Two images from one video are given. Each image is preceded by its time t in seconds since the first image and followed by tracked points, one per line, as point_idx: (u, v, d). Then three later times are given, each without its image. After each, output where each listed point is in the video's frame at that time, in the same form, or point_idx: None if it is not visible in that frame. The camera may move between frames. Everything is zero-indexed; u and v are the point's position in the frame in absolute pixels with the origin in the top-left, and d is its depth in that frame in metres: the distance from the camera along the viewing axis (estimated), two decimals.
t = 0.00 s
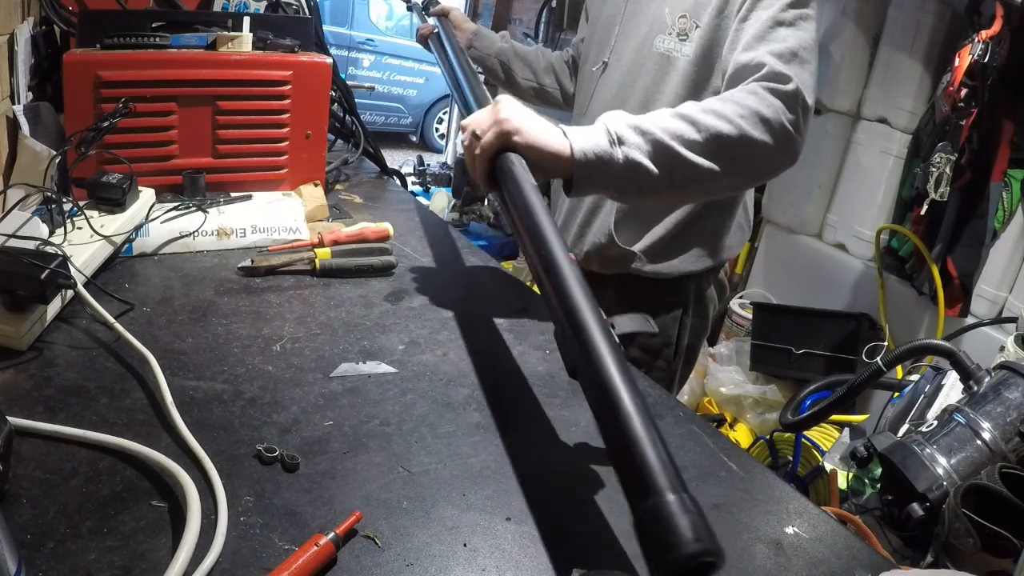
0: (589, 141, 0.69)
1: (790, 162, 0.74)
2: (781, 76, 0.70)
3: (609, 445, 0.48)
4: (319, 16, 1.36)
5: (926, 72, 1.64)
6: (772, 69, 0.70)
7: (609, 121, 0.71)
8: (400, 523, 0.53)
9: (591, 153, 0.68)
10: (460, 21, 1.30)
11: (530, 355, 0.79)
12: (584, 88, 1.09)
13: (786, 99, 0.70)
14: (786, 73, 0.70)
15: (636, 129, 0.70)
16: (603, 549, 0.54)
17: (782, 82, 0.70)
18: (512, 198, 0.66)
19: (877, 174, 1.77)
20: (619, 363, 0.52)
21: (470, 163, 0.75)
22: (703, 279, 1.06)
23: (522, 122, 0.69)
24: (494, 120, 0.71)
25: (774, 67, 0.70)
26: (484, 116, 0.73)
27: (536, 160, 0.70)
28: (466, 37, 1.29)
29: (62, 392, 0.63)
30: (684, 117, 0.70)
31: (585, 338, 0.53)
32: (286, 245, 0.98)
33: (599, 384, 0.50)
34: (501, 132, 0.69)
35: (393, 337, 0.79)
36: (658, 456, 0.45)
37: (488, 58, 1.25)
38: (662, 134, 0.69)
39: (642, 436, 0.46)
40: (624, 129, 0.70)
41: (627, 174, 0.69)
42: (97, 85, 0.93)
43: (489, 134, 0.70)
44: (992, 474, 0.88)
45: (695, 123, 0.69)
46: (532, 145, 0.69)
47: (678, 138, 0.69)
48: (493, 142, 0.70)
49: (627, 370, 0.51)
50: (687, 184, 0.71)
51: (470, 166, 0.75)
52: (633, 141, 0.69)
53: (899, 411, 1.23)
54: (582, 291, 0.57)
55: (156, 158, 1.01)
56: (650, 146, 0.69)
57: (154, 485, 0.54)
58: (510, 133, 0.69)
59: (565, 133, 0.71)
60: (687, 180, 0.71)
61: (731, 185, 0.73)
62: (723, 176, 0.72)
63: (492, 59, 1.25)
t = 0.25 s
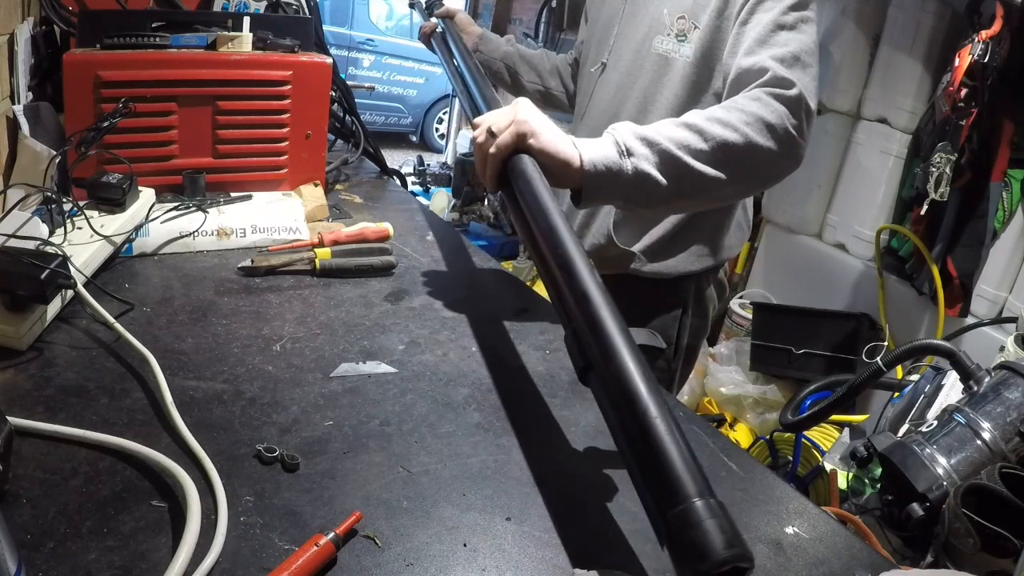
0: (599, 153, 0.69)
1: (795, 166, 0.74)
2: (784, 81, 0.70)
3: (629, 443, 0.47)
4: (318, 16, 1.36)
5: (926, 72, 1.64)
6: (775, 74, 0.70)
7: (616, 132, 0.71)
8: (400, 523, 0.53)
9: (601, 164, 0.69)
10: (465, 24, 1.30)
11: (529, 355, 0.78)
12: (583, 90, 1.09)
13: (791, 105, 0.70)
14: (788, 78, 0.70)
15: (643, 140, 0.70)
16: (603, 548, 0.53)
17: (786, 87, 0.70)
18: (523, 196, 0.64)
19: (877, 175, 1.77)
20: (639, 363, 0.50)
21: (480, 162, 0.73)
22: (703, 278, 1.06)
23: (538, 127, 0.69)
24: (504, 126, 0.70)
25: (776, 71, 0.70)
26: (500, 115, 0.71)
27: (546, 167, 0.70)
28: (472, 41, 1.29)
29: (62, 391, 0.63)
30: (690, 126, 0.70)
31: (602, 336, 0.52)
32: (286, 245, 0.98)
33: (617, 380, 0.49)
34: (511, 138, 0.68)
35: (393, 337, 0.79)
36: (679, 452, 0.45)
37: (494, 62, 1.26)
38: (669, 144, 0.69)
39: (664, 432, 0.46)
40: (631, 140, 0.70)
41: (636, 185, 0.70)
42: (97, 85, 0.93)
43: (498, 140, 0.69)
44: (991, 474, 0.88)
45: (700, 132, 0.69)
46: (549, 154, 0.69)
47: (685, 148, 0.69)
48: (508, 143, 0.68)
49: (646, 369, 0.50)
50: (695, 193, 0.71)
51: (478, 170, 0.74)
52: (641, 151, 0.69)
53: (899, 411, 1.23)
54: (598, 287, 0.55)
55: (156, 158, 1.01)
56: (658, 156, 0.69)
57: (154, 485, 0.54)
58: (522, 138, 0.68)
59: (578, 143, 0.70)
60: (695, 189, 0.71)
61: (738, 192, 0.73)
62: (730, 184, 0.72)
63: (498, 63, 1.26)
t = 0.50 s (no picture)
0: (596, 149, 0.69)
1: (794, 165, 0.74)
2: (782, 80, 0.70)
3: (625, 434, 0.47)
4: (318, 16, 1.36)
5: (926, 72, 1.64)
6: (773, 74, 0.70)
7: (614, 129, 0.71)
8: (400, 523, 0.53)
9: (598, 161, 0.68)
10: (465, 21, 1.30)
11: (529, 355, 0.78)
12: (582, 90, 1.09)
13: (789, 104, 0.70)
14: (787, 77, 0.70)
15: (641, 137, 0.70)
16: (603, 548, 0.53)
17: (784, 87, 0.70)
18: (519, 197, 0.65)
19: (877, 174, 1.77)
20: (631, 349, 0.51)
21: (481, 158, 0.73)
22: (703, 279, 1.06)
23: (536, 123, 0.69)
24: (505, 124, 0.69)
25: (775, 71, 0.70)
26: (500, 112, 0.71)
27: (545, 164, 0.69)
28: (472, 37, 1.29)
29: (62, 392, 0.63)
30: (687, 124, 0.70)
31: (599, 329, 0.52)
32: (286, 245, 0.98)
33: (612, 371, 0.49)
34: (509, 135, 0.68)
35: (393, 337, 0.79)
36: (671, 437, 0.45)
37: (493, 58, 1.26)
38: (667, 142, 0.69)
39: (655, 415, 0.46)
40: (629, 137, 0.70)
41: (633, 183, 0.69)
42: (97, 85, 0.93)
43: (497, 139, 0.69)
44: (991, 474, 0.88)
45: (698, 130, 0.69)
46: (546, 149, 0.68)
47: (683, 146, 0.69)
48: (506, 138, 0.68)
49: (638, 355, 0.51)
50: (693, 191, 0.71)
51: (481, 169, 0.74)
52: (638, 148, 0.69)
53: (899, 411, 1.23)
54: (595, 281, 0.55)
55: (156, 158, 1.01)
56: (656, 154, 0.69)
57: (154, 485, 0.54)
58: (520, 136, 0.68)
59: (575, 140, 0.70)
60: (693, 187, 0.71)
61: (736, 190, 0.73)
62: (728, 182, 0.72)
63: (497, 59, 1.26)
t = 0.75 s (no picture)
0: (582, 125, 0.69)
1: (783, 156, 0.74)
2: (773, 70, 0.70)
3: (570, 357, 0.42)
4: (318, 16, 1.36)
5: (926, 72, 1.64)
6: (763, 64, 0.70)
7: (602, 107, 0.72)
8: (400, 523, 0.53)
9: (582, 136, 0.68)
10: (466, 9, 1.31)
11: (529, 355, 0.78)
12: (582, 89, 1.09)
13: (778, 94, 0.70)
14: (778, 68, 0.70)
15: (626, 116, 0.70)
16: (603, 548, 0.53)
17: (774, 76, 0.70)
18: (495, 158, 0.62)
19: (877, 174, 1.77)
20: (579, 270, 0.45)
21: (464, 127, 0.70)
22: (705, 278, 1.06)
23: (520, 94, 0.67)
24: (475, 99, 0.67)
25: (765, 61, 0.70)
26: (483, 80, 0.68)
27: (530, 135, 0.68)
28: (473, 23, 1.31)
29: (61, 391, 0.63)
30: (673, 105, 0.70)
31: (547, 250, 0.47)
32: (286, 245, 0.98)
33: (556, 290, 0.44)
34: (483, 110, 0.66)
35: (393, 337, 0.79)
36: (611, 351, 0.39)
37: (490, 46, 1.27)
38: (652, 121, 0.70)
39: (594, 330, 0.40)
40: (615, 115, 0.70)
41: (617, 161, 0.70)
42: (97, 85, 0.93)
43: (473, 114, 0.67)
44: (992, 474, 0.88)
45: (684, 112, 0.70)
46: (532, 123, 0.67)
47: (668, 126, 0.70)
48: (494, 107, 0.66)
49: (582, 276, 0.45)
50: (677, 173, 0.71)
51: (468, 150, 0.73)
52: (623, 126, 0.70)
53: (899, 411, 1.23)
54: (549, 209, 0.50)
55: (156, 158, 1.01)
56: (642, 133, 0.70)
57: (154, 485, 0.54)
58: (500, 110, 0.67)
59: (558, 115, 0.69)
60: (677, 168, 0.71)
61: (721, 175, 0.73)
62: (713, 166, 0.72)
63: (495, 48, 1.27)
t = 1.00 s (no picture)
0: (577, 129, 0.68)
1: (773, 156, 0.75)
2: (766, 73, 0.70)
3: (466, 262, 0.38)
4: (318, 16, 1.36)
5: (926, 72, 1.64)
6: (755, 66, 0.70)
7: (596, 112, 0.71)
8: (401, 523, 0.53)
9: (578, 141, 0.67)
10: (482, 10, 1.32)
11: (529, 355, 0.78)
12: (583, 89, 1.09)
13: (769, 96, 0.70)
14: (770, 70, 0.70)
15: (620, 121, 0.70)
16: (603, 548, 0.54)
17: (766, 78, 0.70)
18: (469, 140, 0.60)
19: (877, 174, 1.77)
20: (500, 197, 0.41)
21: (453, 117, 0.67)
22: (704, 278, 1.05)
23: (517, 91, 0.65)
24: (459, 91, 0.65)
25: (757, 64, 0.70)
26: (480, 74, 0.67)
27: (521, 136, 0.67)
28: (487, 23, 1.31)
29: (61, 392, 0.63)
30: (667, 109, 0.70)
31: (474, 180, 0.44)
32: (286, 245, 0.98)
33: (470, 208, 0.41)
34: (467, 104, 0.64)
35: (393, 337, 0.79)
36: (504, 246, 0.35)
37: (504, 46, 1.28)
38: (647, 126, 0.69)
39: (494, 236, 0.36)
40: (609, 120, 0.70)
41: (613, 166, 0.69)
42: (97, 85, 0.93)
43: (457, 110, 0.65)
44: (992, 474, 0.88)
45: (678, 116, 0.69)
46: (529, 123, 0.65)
47: (662, 130, 0.69)
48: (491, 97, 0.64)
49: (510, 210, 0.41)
50: (671, 177, 0.71)
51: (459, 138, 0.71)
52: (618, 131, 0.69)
53: (899, 411, 1.22)
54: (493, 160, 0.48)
55: (156, 158, 1.01)
56: (636, 138, 0.69)
57: (154, 485, 0.54)
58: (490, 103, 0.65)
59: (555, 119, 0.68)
60: (671, 172, 0.71)
61: (715, 178, 0.73)
62: (706, 169, 0.72)
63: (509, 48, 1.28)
